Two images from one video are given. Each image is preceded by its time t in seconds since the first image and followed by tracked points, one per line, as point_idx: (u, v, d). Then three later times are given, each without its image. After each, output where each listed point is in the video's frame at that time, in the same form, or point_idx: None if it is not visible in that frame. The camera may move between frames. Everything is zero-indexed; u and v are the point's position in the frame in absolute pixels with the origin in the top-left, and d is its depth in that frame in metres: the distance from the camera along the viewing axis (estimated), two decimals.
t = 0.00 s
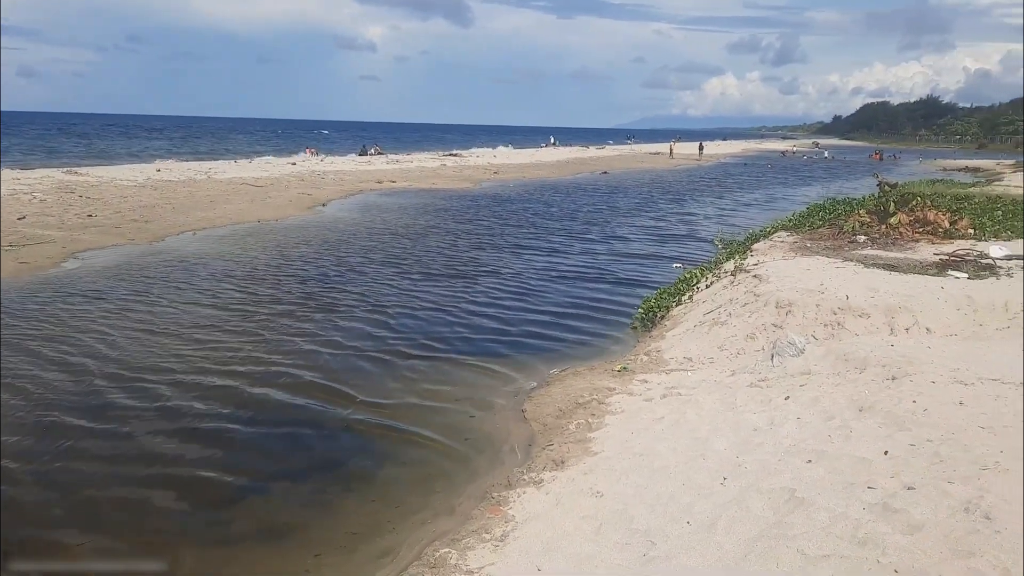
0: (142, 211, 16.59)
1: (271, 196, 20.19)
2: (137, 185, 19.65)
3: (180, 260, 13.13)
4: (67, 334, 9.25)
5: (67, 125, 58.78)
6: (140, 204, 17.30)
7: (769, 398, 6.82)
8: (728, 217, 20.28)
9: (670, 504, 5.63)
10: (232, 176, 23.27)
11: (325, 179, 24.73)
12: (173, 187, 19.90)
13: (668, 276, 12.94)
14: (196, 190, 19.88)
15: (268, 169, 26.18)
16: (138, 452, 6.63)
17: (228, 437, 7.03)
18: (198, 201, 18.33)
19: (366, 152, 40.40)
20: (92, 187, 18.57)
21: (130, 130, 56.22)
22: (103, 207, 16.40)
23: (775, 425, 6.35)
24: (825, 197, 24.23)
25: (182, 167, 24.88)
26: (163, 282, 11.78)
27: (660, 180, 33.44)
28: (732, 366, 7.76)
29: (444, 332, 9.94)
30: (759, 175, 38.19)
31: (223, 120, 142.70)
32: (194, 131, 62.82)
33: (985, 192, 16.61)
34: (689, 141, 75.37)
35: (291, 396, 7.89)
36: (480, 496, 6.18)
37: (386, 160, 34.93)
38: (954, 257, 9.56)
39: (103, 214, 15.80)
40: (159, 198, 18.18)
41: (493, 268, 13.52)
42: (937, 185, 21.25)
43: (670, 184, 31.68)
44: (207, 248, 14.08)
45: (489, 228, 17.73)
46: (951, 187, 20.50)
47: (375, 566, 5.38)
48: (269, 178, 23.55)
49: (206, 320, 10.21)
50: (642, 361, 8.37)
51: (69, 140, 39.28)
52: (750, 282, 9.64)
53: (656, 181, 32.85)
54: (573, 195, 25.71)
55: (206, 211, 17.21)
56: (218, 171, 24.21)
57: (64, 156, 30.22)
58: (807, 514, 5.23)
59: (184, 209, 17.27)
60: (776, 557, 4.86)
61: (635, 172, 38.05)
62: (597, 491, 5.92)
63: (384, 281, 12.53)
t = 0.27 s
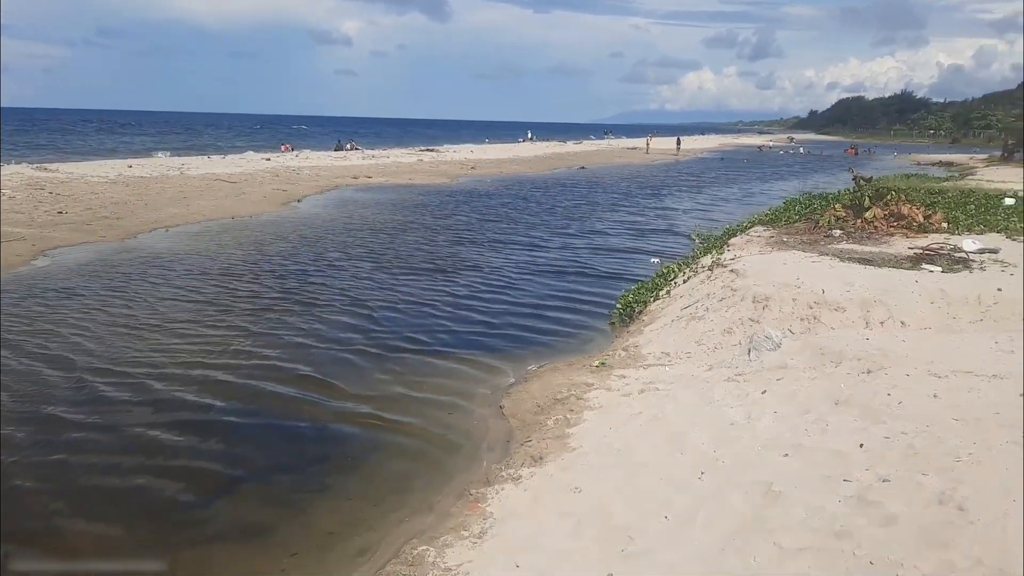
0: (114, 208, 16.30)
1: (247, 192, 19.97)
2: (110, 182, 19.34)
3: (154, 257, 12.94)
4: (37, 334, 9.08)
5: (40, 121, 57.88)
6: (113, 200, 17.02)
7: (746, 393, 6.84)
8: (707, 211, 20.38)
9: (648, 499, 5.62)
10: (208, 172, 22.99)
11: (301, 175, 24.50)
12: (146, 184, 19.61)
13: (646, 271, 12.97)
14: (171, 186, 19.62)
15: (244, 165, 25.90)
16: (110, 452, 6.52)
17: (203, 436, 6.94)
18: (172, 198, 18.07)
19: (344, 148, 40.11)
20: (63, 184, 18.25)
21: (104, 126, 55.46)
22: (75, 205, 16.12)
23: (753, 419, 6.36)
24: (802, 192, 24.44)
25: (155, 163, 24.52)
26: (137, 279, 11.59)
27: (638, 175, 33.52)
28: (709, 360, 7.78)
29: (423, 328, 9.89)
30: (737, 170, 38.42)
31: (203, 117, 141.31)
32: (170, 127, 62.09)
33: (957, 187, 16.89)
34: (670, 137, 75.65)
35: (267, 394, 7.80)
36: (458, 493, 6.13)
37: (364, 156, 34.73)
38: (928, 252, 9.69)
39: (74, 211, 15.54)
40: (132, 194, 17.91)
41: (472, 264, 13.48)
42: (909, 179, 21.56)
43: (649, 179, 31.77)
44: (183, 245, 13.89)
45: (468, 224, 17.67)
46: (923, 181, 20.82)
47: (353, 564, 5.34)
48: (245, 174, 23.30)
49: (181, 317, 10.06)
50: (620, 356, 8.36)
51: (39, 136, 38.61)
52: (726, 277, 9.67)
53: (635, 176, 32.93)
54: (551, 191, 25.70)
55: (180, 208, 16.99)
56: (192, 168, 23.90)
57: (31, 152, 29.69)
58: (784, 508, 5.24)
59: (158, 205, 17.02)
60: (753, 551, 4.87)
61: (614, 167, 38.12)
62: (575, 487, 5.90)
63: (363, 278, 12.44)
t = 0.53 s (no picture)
0: (95, 206, 16.14)
1: (230, 189, 19.87)
2: (92, 180, 19.18)
3: (138, 255, 12.86)
4: (19, 333, 9.01)
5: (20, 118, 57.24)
6: (95, 198, 16.89)
7: (729, 387, 6.90)
8: (691, 208, 20.50)
9: (632, 493, 5.67)
10: (191, 170, 22.84)
11: (284, 173, 24.39)
12: (129, 182, 19.47)
13: (631, 268, 13.03)
14: (153, 184, 19.48)
15: (227, 163, 25.75)
16: (95, 454, 6.50)
17: (188, 435, 6.92)
18: (155, 195, 17.95)
19: (327, 145, 39.95)
20: (44, 182, 18.08)
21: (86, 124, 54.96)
22: (57, 203, 15.98)
23: (736, 413, 6.42)
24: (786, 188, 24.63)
25: (137, 161, 24.33)
26: (121, 277, 11.51)
27: (623, 172, 33.60)
28: (692, 355, 7.84)
29: (409, 326, 9.91)
30: (721, 167, 38.61)
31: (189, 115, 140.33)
32: (154, 125, 61.65)
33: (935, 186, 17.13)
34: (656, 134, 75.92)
35: (252, 392, 7.80)
36: (444, 489, 6.16)
37: (348, 153, 34.63)
38: (907, 248, 9.82)
39: (56, 209, 15.41)
40: (115, 192, 17.78)
41: (459, 261, 13.50)
42: (889, 176, 21.81)
43: (634, 176, 31.87)
44: (167, 242, 13.81)
45: (453, 221, 17.66)
46: (904, 178, 21.06)
47: (338, 560, 5.35)
48: (228, 172, 23.18)
49: (166, 315, 10.01)
50: (605, 352, 8.41)
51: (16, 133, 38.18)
52: (709, 272, 9.73)
53: (620, 173, 33.03)
54: (536, 188, 25.73)
55: (164, 206, 16.88)
56: (175, 166, 23.74)
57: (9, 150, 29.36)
58: (765, 501, 5.30)
59: (141, 203, 16.90)
60: (736, 544, 4.92)
61: (599, 164, 38.19)
62: (560, 481, 5.94)
63: (349, 275, 12.42)
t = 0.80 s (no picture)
0: (64, 204, 15.85)
1: (201, 188, 19.62)
2: (58, 178, 18.81)
3: (108, 254, 12.63)
4: None
5: None
6: (62, 197, 16.56)
7: (702, 383, 6.95)
8: (666, 205, 20.62)
9: (606, 490, 5.68)
10: (160, 168, 22.51)
11: (257, 171, 24.18)
12: (96, 180, 19.12)
13: (605, 264, 13.07)
14: (121, 182, 19.16)
15: (198, 162, 25.43)
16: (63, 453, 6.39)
17: (160, 434, 6.83)
18: (123, 194, 17.66)
19: (301, 143, 39.64)
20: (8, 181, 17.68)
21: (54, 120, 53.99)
22: (22, 202, 15.65)
23: (708, 409, 6.46)
24: (758, 184, 24.89)
25: (105, 159, 23.92)
26: (89, 276, 11.29)
27: (599, 170, 33.69)
28: (665, 352, 7.88)
29: (385, 324, 9.87)
30: (696, 164, 38.82)
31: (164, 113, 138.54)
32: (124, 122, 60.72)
33: (904, 184, 17.41)
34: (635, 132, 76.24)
35: (225, 392, 7.71)
36: (418, 487, 6.13)
37: (322, 151, 34.40)
38: (877, 244, 9.96)
39: (22, 208, 15.09)
40: (82, 190, 17.45)
41: (435, 259, 13.46)
42: (859, 173, 22.13)
43: (609, 173, 31.97)
44: (137, 241, 13.59)
45: (430, 219, 17.62)
46: (874, 176, 21.37)
47: (312, 560, 5.32)
48: (199, 171, 22.88)
49: (136, 314, 9.84)
50: (579, 349, 8.42)
51: None
52: (682, 269, 9.78)
53: (594, 170, 33.09)
54: (512, 185, 25.74)
55: (133, 204, 16.61)
56: (144, 164, 23.37)
57: None
58: (737, 496, 5.35)
59: (109, 202, 16.61)
60: (708, 539, 4.95)
61: (575, 162, 38.30)
62: (535, 479, 5.95)
63: (324, 274, 12.34)
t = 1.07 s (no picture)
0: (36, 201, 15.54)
1: (177, 186, 19.37)
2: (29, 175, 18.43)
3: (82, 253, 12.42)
4: None
5: None
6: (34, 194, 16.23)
7: (681, 380, 6.98)
8: (647, 202, 20.72)
9: (586, 487, 5.69)
10: (136, 166, 22.19)
11: (235, 169, 23.99)
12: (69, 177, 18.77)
13: (586, 262, 13.12)
14: (95, 179, 18.83)
15: (174, 160, 25.12)
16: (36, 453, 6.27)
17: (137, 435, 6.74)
18: (98, 190, 17.36)
19: (280, 142, 39.37)
20: None
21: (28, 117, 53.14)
22: None
23: (687, 406, 6.50)
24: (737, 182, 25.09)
25: (77, 156, 23.52)
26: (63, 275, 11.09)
27: (580, 167, 33.75)
28: (645, 349, 7.91)
29: (366, 323, 9.84)
30: (676, 161, 39.00)
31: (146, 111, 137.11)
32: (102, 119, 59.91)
33: (880, 181, 17.62)
34: (618, 130, 76.42)
35: (204, 392, 7.64)
36: (399, 486, 6.13)
37: (301, 150, 34.22)
38: (853, 241, 10.06)
39: None
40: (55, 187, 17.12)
41: (416, 258, 13.44)
42: (836, 170, 22.41)
43: (590, 170, 32.03)
44: (113, 239, 13.37)
45: (411, 217, 17.57)
46: (851, 173, 21.62)
47: (291, 561, 5.30)
48: (175, 169, 22.59)
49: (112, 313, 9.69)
50: (559, 347, 8.44)
51: None
52: (662, 267, 9.82)
53: (575, 168, 33.14)
54: (493, 183, 25.74)
55: (108, 202, 16.33)
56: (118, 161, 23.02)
57: None
58: (716, 491, 5.38)
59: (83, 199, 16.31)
60: (688, 535, 4.98)
61: (557, 159, 38.37)
62: (515, 477, 5.95)
63: (305, 273, 12.27)
